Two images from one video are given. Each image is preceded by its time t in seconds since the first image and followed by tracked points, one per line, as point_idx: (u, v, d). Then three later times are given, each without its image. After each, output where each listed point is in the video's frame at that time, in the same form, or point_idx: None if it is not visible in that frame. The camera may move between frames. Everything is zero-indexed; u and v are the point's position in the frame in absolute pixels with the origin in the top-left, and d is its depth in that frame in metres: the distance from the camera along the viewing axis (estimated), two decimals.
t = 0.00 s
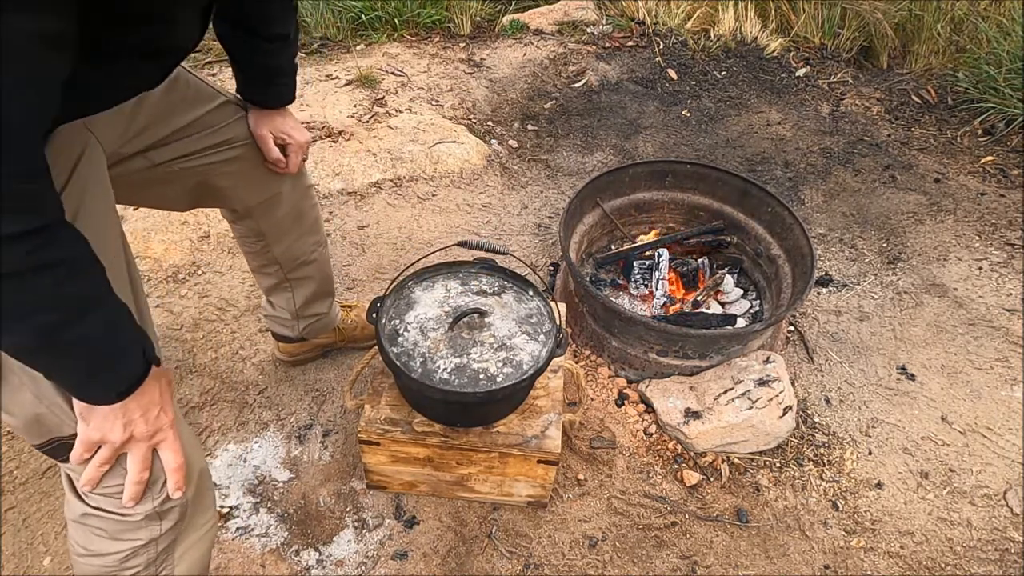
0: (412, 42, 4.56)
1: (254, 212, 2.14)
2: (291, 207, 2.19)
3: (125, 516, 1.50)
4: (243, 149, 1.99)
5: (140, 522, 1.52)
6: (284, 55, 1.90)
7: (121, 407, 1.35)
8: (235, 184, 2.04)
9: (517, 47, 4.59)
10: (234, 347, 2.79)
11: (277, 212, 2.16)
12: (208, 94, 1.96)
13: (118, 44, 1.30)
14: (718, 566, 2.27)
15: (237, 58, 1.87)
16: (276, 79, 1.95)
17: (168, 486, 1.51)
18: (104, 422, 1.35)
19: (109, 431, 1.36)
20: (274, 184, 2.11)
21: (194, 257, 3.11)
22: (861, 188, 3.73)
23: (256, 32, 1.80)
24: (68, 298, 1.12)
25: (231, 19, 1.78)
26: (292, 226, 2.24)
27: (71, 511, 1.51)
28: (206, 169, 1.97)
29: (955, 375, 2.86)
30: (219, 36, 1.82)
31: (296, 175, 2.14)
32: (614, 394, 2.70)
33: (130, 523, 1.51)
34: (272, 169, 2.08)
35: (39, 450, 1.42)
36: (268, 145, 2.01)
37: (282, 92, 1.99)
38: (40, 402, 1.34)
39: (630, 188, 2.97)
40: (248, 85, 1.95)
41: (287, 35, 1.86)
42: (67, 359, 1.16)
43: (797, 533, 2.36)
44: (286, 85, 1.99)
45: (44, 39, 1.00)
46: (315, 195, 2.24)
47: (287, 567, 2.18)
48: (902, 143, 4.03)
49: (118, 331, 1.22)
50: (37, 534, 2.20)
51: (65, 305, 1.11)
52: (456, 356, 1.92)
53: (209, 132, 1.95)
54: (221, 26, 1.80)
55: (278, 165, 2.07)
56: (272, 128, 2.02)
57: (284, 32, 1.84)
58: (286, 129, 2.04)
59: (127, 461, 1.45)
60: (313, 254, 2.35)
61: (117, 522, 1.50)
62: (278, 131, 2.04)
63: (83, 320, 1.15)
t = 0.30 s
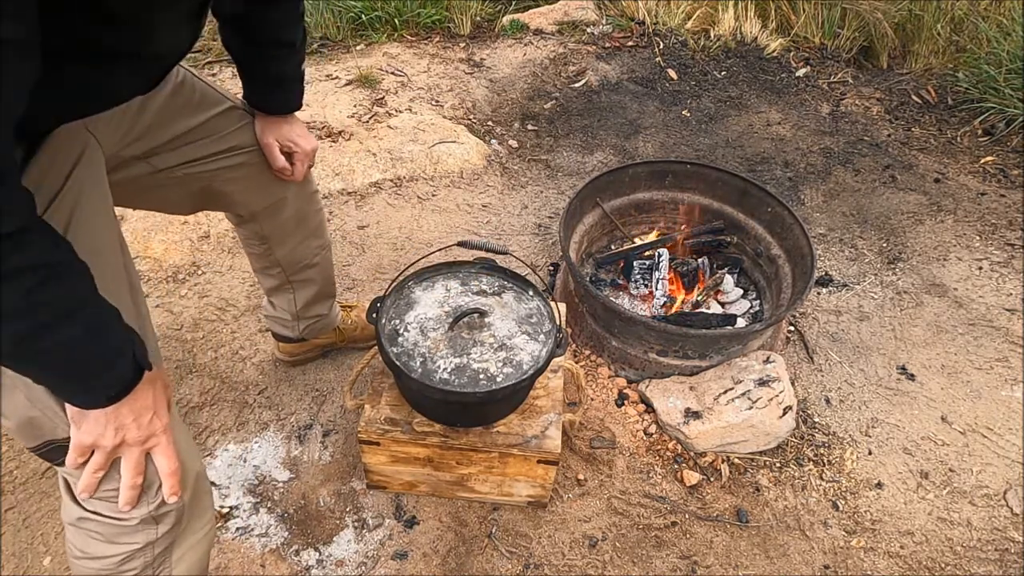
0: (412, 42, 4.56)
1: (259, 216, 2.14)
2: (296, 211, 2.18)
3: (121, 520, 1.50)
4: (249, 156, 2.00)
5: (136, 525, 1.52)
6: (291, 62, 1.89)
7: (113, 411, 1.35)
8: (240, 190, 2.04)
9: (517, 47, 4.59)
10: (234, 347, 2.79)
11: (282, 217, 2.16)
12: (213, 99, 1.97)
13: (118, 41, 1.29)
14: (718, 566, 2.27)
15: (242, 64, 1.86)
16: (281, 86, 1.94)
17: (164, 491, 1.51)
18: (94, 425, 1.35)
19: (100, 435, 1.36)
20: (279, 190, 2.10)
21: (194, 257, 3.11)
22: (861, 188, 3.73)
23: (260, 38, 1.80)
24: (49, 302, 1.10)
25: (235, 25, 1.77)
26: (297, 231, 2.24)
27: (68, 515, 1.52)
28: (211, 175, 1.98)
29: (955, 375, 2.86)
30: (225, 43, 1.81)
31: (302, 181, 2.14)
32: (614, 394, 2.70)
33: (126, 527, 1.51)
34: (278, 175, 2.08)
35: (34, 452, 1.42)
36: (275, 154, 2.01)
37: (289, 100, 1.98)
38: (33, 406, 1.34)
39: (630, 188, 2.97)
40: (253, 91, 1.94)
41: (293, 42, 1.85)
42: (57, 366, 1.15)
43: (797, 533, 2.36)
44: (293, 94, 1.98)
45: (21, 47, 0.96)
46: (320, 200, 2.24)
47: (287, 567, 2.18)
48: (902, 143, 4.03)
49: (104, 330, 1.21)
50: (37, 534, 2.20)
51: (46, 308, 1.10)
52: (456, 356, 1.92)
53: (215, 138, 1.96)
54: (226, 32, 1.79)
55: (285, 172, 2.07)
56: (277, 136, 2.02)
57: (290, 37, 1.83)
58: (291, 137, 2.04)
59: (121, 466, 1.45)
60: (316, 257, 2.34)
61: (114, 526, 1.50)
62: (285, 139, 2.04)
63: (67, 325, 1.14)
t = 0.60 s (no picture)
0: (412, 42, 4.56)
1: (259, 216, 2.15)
2: (296, 212, 2.18)
3: (119, 524, 1.52)
4: (249, 158, 2.02)
5: (134, 530, 1.54)
6: (290, 61, 1.89)
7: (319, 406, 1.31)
8: (239, 192, 2.04)
9: (517, 47, 4.59)
10: (234, 346, 2.79)
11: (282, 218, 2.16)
12: (211, 100, 1.98)
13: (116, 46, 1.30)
14: (718, 566, 2.27)
15: (241, 65, 1.87)
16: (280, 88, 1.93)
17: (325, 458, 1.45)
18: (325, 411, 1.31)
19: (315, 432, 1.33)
20: (279, 190, 2.11)
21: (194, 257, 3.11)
22: (861, 188, 3.73)
23: (259, 39, 1.80)
24: (226, 249, 1.06)
25: (232, 27, 1.78)
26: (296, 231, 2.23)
27: (69, 516, 1.54)
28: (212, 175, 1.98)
29: (955, 375, 2.86)
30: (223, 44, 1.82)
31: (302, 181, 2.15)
32: (614, 394, 2.70)
33: (125, 532, 1.53)
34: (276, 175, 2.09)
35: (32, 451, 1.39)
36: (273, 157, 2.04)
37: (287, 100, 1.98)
38: (28, 401, 1.29)
39: (629, 188, 2.97)
40: (253, 93, 1.94)
41: (292, 41, 1.85)
42: (265, 309, 1.13)
43: (797, 533, 2.36)
44: (292, 94, 1.98)
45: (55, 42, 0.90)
46: (320, 200, 2.24)
47: (287, 567, 2.18)
48: (902, 143, 4.03)
49: (305, 261, 1.14)
50: (37, 534, 2.20)
51: (224, 257, 1.06)
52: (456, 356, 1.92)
53: (217, 139, 1.98)
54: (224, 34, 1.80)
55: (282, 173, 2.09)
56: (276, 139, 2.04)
57: (287, 36, 1.83)
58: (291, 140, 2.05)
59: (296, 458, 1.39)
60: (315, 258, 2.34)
61: (113, 530, 1.52)
62: (284, 141, 2.05)
63: (254, 267, 1.09)
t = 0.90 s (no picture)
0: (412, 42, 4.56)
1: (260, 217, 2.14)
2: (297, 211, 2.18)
3: (122, 520, 1.52)
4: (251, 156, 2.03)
5: (138, 526, 1.54)
6: (290, 59, 1.89)
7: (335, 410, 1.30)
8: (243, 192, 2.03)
9: (517, 47, 4.59)
10: (234, 347, 2.79)
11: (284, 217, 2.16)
12: (214, 98, 1.96)
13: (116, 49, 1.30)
14: (718, 566, 2.27)
15: (242, 63, 1.87)
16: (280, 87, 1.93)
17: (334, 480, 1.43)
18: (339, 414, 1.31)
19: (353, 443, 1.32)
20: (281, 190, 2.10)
21: (194, 257, 3.11)
22: (861, 188, 3.73)
23: (259, 37, 1.80)
24: (192, 190, 1.22)
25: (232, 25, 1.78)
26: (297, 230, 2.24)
27: (71, 513, 1.54)
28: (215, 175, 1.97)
29: (955, 375, 2.86)
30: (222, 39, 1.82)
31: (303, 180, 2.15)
32: (614, 394, 2.70)
33: (127, 528, 1.53)
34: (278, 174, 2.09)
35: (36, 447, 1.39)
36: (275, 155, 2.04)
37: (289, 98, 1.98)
38: (35, 397, 1.30)
39: (630, 188, 2.97)
40: (254, 91, 1.94)
41: (292, 39, 1.85)
42: (224, 234, 1.32)
43: (797, 533, 2.36)
44: (293, 92, 1.97)
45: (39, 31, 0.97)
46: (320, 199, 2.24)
47: (287, 567, 2.18)
48: (902, 143, 4.03)
49: (259, 188, 1.34)
50: (37, 534, 2.20)
51: (192, 197, 1.22)
52: (456, 356, 1.92)
53: (220, 138, 1.98)
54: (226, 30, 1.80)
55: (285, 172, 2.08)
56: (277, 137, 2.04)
57: (288, 33, 1.83)
58: (293, 138, 2.06)
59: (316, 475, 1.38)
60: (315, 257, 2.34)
61: (116, 526, 1.52)
62: (285, 139, 2.05)
63: (217, 201, 1.26)
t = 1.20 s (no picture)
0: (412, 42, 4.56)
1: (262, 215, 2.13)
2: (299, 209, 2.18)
3: (126, 514, 1.52)
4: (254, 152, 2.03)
5: (141, 520, 1.53)
6: (292, 53, 1.88)
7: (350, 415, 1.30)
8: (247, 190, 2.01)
9: (517, 47, 4.59)
10: (234, 347, 2.79)
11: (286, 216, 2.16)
12: (217, 95, 1.96)
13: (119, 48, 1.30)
14: (718, 566, 2.27)
15: (244, 60, 1.87)
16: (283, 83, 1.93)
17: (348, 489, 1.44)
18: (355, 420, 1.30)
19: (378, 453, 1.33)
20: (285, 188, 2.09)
21: (194, 257, 3.11)
22: (862, 188, 3.73)
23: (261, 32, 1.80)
24: (202, 183, 1.22)
25: (234, 22, 1.78)
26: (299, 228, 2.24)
27: (76, 506, 1.54)
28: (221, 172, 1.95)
29: (955, 375, 2.86)
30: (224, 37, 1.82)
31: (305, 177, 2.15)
32: (614, 394, 2.70)
33: (130, 522, 1.53)
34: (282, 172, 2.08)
35: (42, 440, 1.39)
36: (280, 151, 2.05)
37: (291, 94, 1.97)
38: (43, 390, 1.30)
39: (630, 188, 2.97)
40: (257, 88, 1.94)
41: (293, 32, 1.84)
42: (233, 231, 1.32)
43: (797, 533, 2.36)
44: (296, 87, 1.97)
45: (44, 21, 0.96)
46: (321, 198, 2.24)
47: (287, 567, 2.18)
48: (902, 143, 4.03)
49: (271, 186, 1.34)
50: (37, 534, 2.20)
51: (201, 191, 1.22)
52: (456, 356, 1.92)
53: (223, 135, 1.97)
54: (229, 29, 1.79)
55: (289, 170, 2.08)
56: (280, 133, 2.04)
57: (289, 30, 1.83)
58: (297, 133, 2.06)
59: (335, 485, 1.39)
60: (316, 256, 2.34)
61: (119, 520, 1.52)
62: (289, 135, 2.06)
63: (227, 196, 1.26)
